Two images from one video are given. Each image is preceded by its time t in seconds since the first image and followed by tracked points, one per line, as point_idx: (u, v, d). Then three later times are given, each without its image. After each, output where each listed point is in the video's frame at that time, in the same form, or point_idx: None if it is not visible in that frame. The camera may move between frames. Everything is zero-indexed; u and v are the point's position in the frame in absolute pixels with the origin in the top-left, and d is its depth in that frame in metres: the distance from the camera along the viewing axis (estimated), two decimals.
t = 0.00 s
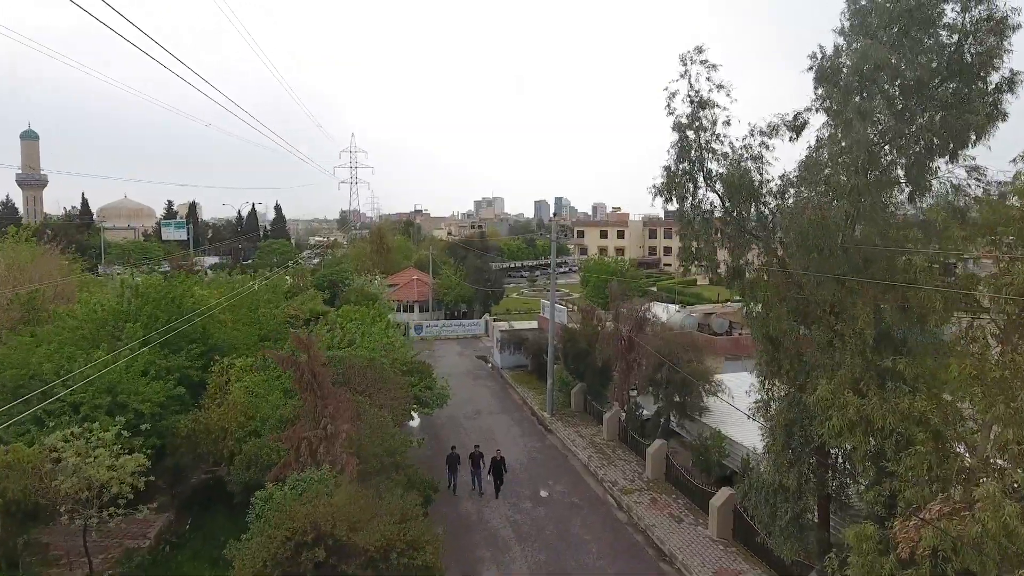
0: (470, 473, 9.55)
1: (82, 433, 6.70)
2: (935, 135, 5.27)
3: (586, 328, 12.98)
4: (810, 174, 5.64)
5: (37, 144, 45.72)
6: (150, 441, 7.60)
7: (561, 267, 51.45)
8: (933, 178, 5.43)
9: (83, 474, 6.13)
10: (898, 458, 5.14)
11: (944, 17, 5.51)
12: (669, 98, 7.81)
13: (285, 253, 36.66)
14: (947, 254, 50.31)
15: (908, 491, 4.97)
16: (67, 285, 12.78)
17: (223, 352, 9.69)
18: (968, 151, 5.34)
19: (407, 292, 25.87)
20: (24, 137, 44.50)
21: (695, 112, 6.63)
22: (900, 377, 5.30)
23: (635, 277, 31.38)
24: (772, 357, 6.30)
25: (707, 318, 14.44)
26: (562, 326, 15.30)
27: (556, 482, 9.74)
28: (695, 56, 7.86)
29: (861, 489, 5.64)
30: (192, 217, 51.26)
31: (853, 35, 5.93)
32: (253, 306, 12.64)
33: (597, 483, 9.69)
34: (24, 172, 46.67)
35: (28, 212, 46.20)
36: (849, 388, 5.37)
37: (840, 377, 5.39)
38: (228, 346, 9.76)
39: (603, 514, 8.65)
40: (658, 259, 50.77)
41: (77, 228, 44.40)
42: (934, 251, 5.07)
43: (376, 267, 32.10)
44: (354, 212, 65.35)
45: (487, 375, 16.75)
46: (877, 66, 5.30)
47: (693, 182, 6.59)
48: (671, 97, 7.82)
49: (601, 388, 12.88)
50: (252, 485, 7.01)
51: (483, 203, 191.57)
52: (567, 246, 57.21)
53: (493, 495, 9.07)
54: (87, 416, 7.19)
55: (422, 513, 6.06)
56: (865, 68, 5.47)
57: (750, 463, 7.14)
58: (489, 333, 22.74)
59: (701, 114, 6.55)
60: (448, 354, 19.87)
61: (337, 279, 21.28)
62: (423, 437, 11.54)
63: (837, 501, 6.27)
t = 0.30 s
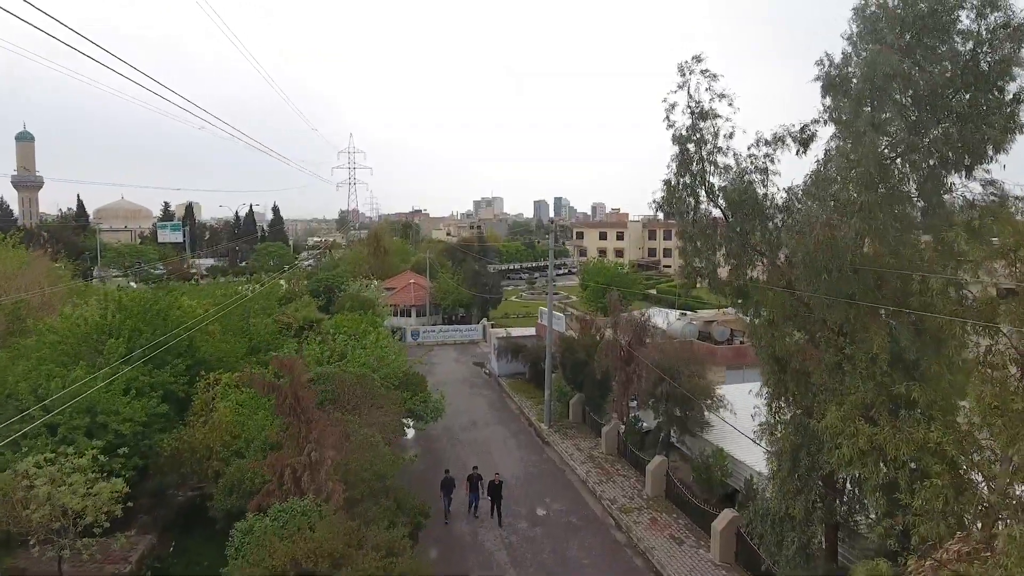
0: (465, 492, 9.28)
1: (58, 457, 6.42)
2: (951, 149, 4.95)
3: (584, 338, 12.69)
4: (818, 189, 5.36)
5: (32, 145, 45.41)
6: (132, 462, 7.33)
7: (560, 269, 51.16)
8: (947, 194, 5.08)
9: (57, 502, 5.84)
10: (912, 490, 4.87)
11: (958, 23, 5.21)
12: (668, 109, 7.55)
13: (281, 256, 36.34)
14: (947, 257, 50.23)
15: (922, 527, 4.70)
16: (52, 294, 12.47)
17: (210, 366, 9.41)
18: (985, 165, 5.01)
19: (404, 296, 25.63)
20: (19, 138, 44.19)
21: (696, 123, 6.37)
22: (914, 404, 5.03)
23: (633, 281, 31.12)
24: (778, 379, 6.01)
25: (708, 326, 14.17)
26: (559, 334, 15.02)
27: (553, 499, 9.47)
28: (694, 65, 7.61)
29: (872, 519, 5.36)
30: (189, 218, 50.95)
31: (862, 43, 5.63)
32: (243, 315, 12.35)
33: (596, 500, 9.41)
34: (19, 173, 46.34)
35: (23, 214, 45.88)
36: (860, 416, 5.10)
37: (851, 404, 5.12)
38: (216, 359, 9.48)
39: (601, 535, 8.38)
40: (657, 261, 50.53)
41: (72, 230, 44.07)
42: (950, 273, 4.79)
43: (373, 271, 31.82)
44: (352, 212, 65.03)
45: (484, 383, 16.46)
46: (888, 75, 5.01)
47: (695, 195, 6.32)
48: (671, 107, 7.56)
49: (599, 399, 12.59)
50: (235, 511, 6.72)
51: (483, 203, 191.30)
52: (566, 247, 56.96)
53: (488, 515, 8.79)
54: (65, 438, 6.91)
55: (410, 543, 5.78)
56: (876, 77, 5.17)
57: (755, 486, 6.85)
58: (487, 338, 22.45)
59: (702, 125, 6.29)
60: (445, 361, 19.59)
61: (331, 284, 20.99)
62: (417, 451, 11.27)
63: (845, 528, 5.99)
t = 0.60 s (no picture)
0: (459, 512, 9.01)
1: (31, 483, 6.16)
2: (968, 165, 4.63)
3: (582, 349, 12.41)
4: (827, 207, 5.08)
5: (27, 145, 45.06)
6: (111, 485, 7.08)
7: (559, 271, 50.88)
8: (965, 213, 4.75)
9: (28, 533, 5.58)
10: (928, 527, 4.60)
11: (976, 32, 4.91)
12: (670, 120, 7.28)
13: (278, 259, 36.09)
14: (947, 258, 50.03)
15: (941, 569, 4.41)
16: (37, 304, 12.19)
17: (196, 382, 9.16)
18: (1005, 182, 4.69)
19: (400, 300, 25.41)
20: (14, 138, 43.84)
21: (699, 137, 6.11)
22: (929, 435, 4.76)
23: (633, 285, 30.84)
24: (785, 404, 5.74)
25: (709, 335, 13.92)
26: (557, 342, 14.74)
27: (550, 519, 9.20)
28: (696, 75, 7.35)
29: (885, 555, 5.07)
30: (186, 220, 50.68)
31: (872, 51, 5.34)
32: (234, 327, 12.08)
33: (594, 520, 9.13)
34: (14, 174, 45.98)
35: (17, 215, 45.55)
36: (872, 447, 4.83)
37: (862, 433, 4.86)
38: (203, 375, 9.24)
39: (600, 558, 8.10)
40: (656, 263, 50.23)
41: (68, 232, 43.76)
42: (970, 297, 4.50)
43: (369, 274, 31.55)
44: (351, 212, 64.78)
45: (481, 392, 16.18)
46: (902, 87, 4.71)
47: (698, 211, 6.06)
48: (671, 119, 7.30)
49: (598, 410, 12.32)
50: (217, 541, 6.43)
51: (481, 203, 190.69)
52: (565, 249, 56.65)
53: (483, 536, 8.51)
54: (39, 462, 6.63)
55: None
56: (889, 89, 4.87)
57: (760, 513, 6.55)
58: (484, 344, 22.16)
59: (705, 139, 6.03)
60: (441, 368, 19.31)
61: (326, 290, 20.70)
62: (411, 466, 10.99)
63: (856, 561, 5.69)
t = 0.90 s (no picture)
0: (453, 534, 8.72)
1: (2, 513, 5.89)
2: (997, 183, 4.27)
3: (582, 359, 12.11)
4: (840, 227, 4.81)
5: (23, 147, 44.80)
6: (90, 510, 6.82)
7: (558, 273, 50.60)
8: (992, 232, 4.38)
9: None
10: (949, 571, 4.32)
11: (998, 39, 4.55)
12: (676, 130, 7.01)
13: (275, 264, 35.86)
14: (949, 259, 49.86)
15: None
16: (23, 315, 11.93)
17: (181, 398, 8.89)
18: None
19: (398, 305, 25.12)
20: (10, 140, 43.60)
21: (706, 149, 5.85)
22: (949, 470, 4.49)
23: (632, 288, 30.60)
24: (795, 432, 5.46)
25: (711, 344, 13.69)
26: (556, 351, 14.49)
27: (548, 539, 8.91)
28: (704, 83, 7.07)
29: None
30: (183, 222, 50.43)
31: (885, 65, 5.04)
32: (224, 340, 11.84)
33: (594, 540, 8.83)
34: (9, 176, 45.71)
35: (13, 217, 45.33)
36: (889, 483, 4.56)
37: (879, 468, 4.59)
38: (189, 391, 8.97)
39: None
40: (655, 265, 49.93)
41: (64, 234, 43.48)
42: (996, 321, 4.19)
43: (367, 278, 31.28)
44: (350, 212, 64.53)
45: (478, 401, 15.90)
46: (919, 102, 4.41)
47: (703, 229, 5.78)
48: (677, 130, 7.03)
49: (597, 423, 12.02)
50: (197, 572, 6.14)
51: (479, 203, 190.49)
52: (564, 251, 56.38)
53: (478, 559, 8.22)
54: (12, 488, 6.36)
55: None
56: (906, 104, 4.56)
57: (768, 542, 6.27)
58: (483, 349, 21.88)
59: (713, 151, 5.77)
60: (438, 375, 19.03)
61: (321, 295, 20.40)
62: (406, 481, 10.72)
63: None
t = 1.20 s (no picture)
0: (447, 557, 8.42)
1: None
2: None
3: (581, 370, 11.77)
4: (857, 251, 4.51)
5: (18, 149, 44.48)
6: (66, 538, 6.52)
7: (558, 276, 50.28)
8: None
9: None
10: None
11: None
12: (687, 142, 6.74)
13: (272, 267, 35.54)
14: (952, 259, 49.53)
15: None
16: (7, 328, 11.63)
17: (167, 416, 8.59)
18: None
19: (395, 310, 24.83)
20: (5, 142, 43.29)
21: (717, 164, 5.62)
22: (975, 511, 4.20)
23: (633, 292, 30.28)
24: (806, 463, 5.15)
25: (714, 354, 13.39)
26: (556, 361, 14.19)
27: (545, 562, 8.59)
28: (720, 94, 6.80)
29: None
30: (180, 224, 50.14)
31: (903, 76, 4.69)
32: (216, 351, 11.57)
33: (593, 563, 8.55)
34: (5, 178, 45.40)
35: (10, 219, 45.04)
36: (909, 525, 4.26)
37: (898, 509, 4.30)
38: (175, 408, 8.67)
39: None
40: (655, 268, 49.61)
41: (60, 236, 43.18)
42: None
43: (365, 282, 30.95)
44: (349, 213, 64.27)
45: (476, 410, 15.58)
46: (945, 120, 4.07)
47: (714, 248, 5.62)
48: (690, 142, 6.80)
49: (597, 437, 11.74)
50: None
51: (479, 203, 190.26)
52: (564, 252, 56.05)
53: None
54: None
55: None
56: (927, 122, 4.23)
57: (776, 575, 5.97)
58: (481, 355, 21.56)
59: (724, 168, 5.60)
60: (436, 383, 18.70)
61: (317, 302, 20.12)
62: (400, 498, 10.41)
63: None
